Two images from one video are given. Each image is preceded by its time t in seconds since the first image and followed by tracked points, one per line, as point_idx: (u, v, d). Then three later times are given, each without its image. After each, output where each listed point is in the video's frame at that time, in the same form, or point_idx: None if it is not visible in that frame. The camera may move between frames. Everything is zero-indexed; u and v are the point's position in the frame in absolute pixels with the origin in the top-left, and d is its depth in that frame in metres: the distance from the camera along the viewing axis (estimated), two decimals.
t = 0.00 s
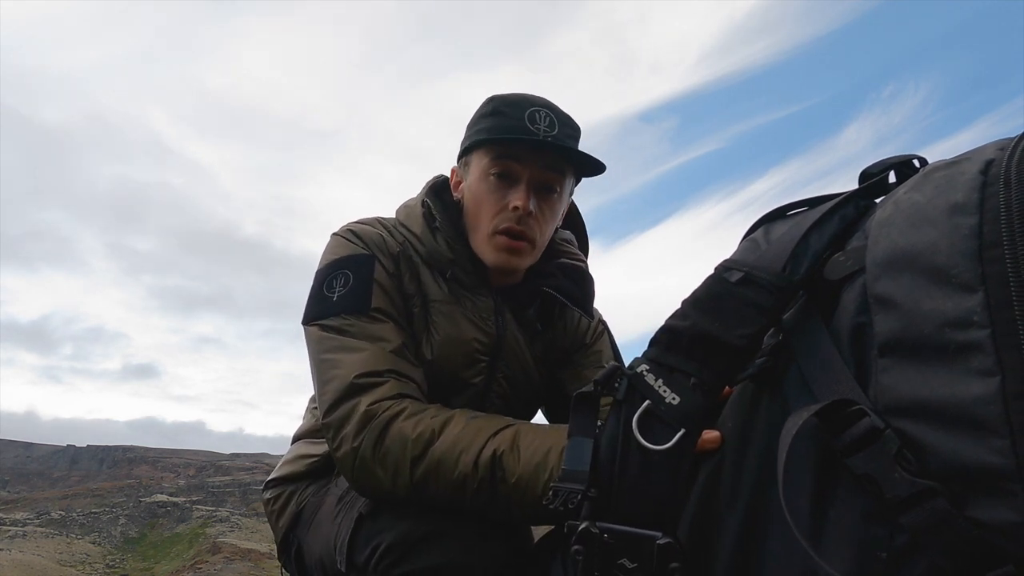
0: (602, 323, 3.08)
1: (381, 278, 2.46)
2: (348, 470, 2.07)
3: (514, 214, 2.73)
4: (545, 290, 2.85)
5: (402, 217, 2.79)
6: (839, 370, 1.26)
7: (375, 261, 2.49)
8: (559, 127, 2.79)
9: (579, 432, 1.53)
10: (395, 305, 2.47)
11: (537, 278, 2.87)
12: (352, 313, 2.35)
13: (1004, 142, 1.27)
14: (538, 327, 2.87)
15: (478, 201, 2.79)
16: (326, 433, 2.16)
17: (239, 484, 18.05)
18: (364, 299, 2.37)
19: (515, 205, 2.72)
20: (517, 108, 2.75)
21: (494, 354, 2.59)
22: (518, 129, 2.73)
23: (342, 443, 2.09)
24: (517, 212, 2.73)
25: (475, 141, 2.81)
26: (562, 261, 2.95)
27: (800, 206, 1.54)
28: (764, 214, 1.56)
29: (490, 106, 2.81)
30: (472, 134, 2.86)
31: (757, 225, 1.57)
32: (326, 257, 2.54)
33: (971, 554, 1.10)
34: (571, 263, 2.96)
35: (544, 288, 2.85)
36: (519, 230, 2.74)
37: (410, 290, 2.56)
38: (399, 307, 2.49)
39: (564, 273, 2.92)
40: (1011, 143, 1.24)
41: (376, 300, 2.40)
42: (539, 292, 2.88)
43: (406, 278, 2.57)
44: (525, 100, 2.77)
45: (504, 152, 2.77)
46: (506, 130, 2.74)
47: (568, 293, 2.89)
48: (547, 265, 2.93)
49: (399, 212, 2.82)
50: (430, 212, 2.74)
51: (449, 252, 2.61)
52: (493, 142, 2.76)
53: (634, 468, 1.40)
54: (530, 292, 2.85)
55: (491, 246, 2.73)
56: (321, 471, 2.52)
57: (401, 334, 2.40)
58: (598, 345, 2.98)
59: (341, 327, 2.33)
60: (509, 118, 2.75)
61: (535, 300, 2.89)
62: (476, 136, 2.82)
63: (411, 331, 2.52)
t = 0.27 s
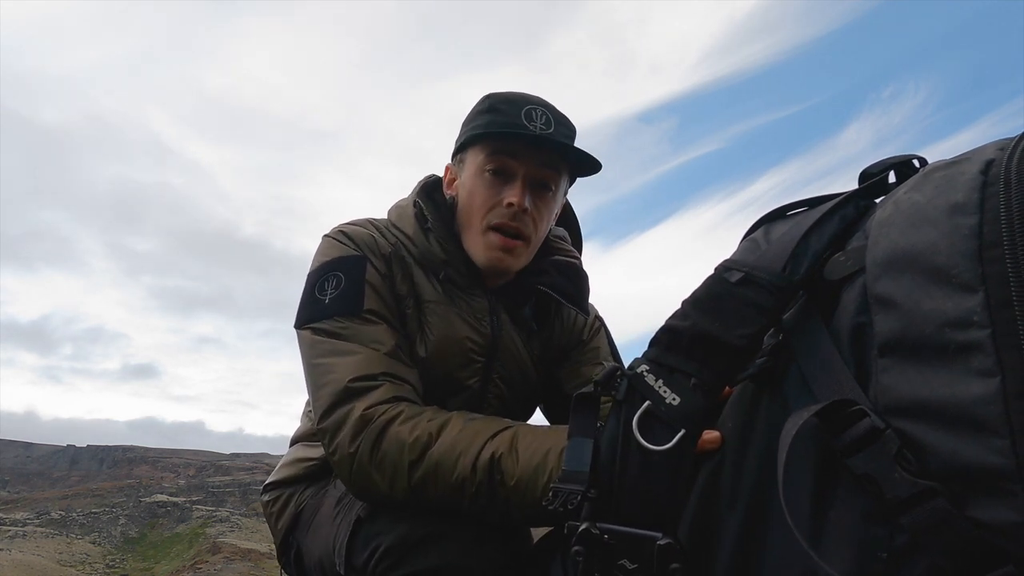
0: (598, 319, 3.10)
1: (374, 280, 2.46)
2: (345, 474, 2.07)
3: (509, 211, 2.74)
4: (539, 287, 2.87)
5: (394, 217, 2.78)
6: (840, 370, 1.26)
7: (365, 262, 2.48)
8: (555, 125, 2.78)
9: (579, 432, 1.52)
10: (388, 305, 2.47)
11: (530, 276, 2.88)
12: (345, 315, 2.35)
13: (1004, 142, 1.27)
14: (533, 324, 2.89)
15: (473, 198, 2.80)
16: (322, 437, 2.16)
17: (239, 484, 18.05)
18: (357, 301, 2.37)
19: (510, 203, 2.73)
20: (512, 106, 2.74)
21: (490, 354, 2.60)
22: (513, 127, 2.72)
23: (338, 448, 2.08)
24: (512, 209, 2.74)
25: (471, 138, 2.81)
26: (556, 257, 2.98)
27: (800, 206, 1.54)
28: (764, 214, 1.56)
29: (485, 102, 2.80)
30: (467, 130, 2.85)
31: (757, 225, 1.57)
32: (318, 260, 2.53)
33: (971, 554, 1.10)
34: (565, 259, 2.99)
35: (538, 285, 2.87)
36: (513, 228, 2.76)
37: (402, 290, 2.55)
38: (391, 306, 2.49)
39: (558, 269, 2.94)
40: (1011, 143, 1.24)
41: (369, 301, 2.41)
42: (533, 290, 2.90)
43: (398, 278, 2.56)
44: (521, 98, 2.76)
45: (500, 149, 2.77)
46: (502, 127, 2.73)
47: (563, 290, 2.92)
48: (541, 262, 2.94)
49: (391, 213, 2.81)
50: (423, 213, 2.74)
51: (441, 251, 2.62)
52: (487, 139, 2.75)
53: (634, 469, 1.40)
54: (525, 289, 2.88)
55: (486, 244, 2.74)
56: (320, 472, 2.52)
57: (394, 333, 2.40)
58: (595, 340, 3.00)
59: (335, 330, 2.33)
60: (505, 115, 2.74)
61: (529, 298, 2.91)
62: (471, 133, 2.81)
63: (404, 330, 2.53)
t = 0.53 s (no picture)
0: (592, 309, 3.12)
1: (368, 279, 2.46)
2: (344, 472, 2.06)
3: (506, 203, 2.77)
4: (534, 281, 2.85)
5: (385, 217, 2.78)
6: (841, 370, 1.26)
7: (358, 260, 2.47)
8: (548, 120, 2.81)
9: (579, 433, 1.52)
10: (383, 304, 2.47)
11: (522, 269, 2.86)
12: (339, 313, 2.35)
13: (1004, 142, 1.27)
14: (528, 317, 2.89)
15: (469, 192, 2.82)
16: (320, 437, 2.15)
17: (239, 484, 18.05)
18: (352, 300, 2.37)
19: (506, 196, 2.76)
20: (506, 101, 2.77)
21: (487, 349, 2.61)
22: (507, 121, 2.74)
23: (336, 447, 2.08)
24: (510, 201, 2.76)
25: (465, 133, 2.84)
26: (549, 250, 2.98)
27: (801, 206, 1.54)
28: (764, 214, 1.56)
29: (478, 98, 2.84)
30: (460, 127, 2.89)
31: (757, 225, 1.57)
32: (311, 262, 2.52)
33: (972, 555, 1.10)
34: (558, 251, 2.99)
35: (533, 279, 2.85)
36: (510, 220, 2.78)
37: (397, 288, 2.55)
38: (386, 304, 2.48)
39: (550, 262, 2.96)
40: (1012, 143, 1.24)
41: (363, 298, 2.41)
42: (526, 283, 2.88)
43: (393, 276, 2.56)
44: (514, 93, 2.79)
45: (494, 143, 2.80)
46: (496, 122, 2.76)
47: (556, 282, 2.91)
48: (534, 255, 2.95)
49: (382, 213, 2.81)
50: (416, 211, 2.74)
51: (435, 249, 2.63)
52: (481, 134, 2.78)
53: (634, 469, 1.39)
54: (520, 284, 2.85)
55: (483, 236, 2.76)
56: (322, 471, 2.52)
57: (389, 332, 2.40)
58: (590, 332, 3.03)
59: (330, 330, 2.33)
60: (499, 109, 2.77)
61: (524, 292, 2.90)
62: (465, 129, 2.85)
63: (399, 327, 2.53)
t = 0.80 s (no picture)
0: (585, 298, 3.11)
1: (364, 273, 2.46)
2: (344, 458, 2.07)
3: (490, 203, 2.78)
4: (525, 271, 2.88)
5: (375, 217, 2.77)
6: (841, 370, 1.26)
7: (354, 255, 2.48)
8: (528, 119, 2.84)
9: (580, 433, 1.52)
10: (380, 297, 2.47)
11: (513, 260, 2.89)
12: (337, 306, 2.35)
13: (1005, 142, 1.27)
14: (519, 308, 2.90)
15: (453, 192, 2.83)
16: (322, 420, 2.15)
17: (240, 484, 18.04)
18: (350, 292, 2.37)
19: (491, 195, 2.77)
20: (487, 101, 2.78)
21: (481, 341, 2.61)
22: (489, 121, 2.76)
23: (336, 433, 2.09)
24: (493, 202, 2.78)
25: (447, 133, 2.85)
26: (537, 241, 2.97)
27: (801, 206, 1.54)
28: (764, 214, 1.56)
29: (459, 99, 2.85)
30: (443, 127, 2.89)
31: (757, 225, 1.56)
32: (306, 260, 2.53)
33: (973, 555, 1.10)
34: (547, 241, 2.99)
35: (523, 268, 2.88)
36: (495, 219, 2.79)
37: (392, 281, 2.55)
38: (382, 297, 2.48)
39: (541, 252, 2.95)
40: (1012, 143, 1.24)
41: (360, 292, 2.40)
42: (518, 274, 2.91)
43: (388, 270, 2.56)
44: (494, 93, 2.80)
45: (476, 144, 2.81)
46: (478, 122, 2.78)
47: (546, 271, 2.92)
48: (523, 247, 2.95)
49: (373, 213, 2.80)
50: (406, 209, 2.74)
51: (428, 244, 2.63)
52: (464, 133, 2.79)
53: (634, 469, 1.39)
54: (511, 275, 2.88)
55: (468, 235, 2.77)
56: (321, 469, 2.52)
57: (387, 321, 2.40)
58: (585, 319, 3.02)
59: (329, 323, 2.33)
60: (480, 110, 2.79)
61: (514, 284, 2.91)
62: (447, 129, 2.85)
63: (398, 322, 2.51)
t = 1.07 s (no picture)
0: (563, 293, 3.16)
1: (363, 261, 2.47)
2: (353, 426, 2.10)
3: (477, 187, 2.80)
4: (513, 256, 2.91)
5: (367, 212, 2.76)
6: (840, 371, 1.25)
7: (351, 242, 2.49)
8: (507, 110, 2.86)
9: (578, 436, 1.52)
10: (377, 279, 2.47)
11: (501, 247, 2.91)
12: (337, 287, 2.35)
13: (1001, 141, 1.26)
14: (508, 293, 2.91)
15: (438, 181, 2.85)
16: (331, 389, 2.18)
17: (239, 484, 18.04)
18: (348, 274, 2.37)
19: (476, 179, 2.79)
20: (465, 96, 2.82)
21: (476, 323, 2.62)
22: (467, 113, 2.79)
23: (343, 405, 2.13)
24: (479, 185, 2.80)
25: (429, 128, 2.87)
26: (521, 232, 3.01)
27: (797, 206, 1.54)
28: (760, 214, 1.56)
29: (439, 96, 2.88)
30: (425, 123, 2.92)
31: (753, 225, 1.56)
32: (302, 251, 2.52)
33: (974, 556, 1.10)
34: (530, 231, 3.03)
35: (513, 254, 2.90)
36: (482, 202, 2.80)
37: (388, 265, 2.55)
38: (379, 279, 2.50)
39: (523, 240, 3.00)
40: (1008, 142, 1.24)
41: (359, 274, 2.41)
42: (506, 261, 2.92)
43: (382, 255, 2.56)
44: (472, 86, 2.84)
45: (457, 134, 2.84)
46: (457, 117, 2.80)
47: (526, 254, 2.98)
48: (507, 236, 2.98)
49: (365, 208, 2.79)
50: (396, 200, 2.72)
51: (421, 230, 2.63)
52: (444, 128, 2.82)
53: (633, 471, 1.39)
54: (500, 261, 2.90)
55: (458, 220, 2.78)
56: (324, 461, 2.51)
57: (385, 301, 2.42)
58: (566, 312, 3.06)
59: (330, 302, 2.33)
60: (459, 105, 2.82)
61: (502, 270, 2.92)
62: (429, 123, 2.88)
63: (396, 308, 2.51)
